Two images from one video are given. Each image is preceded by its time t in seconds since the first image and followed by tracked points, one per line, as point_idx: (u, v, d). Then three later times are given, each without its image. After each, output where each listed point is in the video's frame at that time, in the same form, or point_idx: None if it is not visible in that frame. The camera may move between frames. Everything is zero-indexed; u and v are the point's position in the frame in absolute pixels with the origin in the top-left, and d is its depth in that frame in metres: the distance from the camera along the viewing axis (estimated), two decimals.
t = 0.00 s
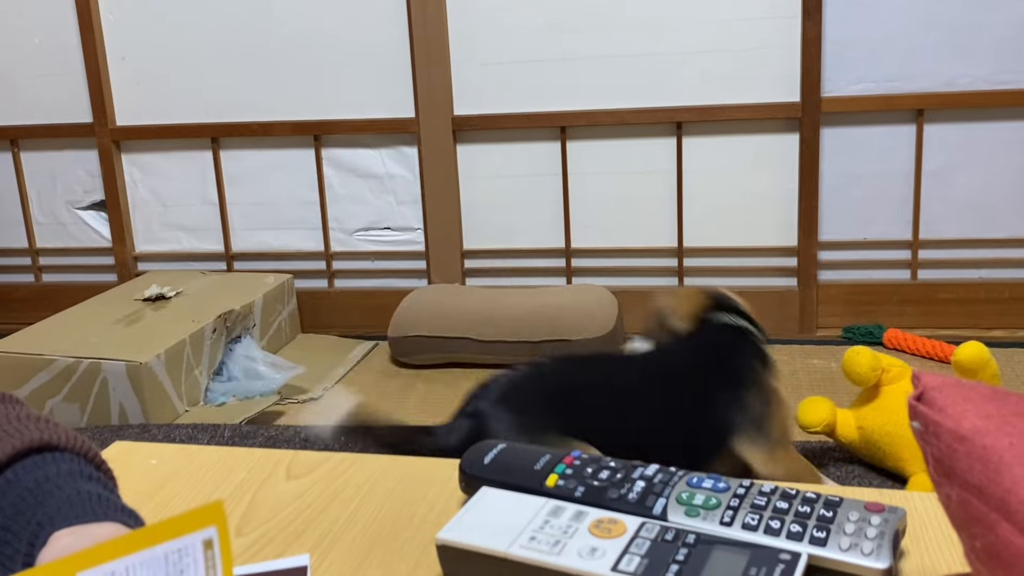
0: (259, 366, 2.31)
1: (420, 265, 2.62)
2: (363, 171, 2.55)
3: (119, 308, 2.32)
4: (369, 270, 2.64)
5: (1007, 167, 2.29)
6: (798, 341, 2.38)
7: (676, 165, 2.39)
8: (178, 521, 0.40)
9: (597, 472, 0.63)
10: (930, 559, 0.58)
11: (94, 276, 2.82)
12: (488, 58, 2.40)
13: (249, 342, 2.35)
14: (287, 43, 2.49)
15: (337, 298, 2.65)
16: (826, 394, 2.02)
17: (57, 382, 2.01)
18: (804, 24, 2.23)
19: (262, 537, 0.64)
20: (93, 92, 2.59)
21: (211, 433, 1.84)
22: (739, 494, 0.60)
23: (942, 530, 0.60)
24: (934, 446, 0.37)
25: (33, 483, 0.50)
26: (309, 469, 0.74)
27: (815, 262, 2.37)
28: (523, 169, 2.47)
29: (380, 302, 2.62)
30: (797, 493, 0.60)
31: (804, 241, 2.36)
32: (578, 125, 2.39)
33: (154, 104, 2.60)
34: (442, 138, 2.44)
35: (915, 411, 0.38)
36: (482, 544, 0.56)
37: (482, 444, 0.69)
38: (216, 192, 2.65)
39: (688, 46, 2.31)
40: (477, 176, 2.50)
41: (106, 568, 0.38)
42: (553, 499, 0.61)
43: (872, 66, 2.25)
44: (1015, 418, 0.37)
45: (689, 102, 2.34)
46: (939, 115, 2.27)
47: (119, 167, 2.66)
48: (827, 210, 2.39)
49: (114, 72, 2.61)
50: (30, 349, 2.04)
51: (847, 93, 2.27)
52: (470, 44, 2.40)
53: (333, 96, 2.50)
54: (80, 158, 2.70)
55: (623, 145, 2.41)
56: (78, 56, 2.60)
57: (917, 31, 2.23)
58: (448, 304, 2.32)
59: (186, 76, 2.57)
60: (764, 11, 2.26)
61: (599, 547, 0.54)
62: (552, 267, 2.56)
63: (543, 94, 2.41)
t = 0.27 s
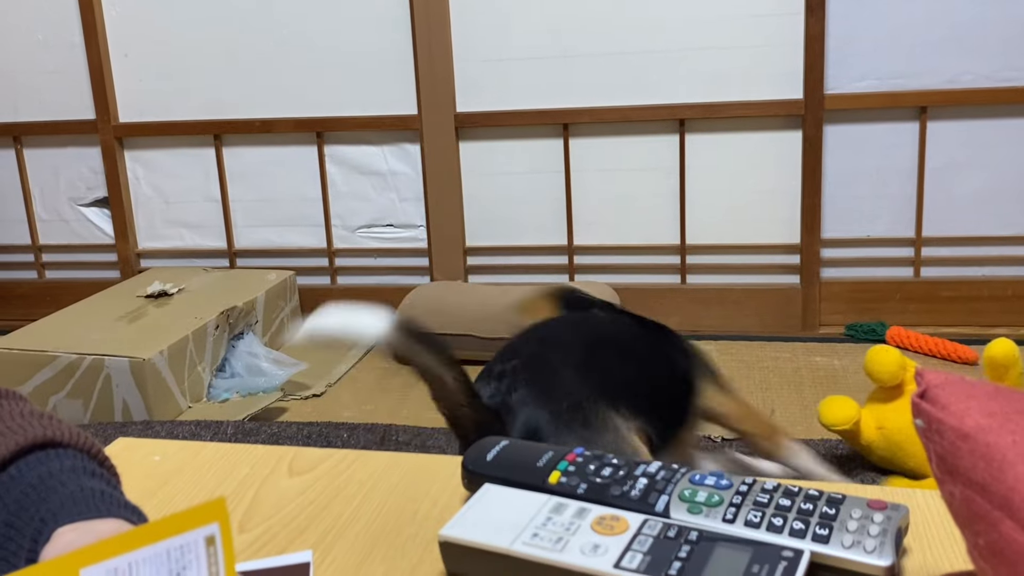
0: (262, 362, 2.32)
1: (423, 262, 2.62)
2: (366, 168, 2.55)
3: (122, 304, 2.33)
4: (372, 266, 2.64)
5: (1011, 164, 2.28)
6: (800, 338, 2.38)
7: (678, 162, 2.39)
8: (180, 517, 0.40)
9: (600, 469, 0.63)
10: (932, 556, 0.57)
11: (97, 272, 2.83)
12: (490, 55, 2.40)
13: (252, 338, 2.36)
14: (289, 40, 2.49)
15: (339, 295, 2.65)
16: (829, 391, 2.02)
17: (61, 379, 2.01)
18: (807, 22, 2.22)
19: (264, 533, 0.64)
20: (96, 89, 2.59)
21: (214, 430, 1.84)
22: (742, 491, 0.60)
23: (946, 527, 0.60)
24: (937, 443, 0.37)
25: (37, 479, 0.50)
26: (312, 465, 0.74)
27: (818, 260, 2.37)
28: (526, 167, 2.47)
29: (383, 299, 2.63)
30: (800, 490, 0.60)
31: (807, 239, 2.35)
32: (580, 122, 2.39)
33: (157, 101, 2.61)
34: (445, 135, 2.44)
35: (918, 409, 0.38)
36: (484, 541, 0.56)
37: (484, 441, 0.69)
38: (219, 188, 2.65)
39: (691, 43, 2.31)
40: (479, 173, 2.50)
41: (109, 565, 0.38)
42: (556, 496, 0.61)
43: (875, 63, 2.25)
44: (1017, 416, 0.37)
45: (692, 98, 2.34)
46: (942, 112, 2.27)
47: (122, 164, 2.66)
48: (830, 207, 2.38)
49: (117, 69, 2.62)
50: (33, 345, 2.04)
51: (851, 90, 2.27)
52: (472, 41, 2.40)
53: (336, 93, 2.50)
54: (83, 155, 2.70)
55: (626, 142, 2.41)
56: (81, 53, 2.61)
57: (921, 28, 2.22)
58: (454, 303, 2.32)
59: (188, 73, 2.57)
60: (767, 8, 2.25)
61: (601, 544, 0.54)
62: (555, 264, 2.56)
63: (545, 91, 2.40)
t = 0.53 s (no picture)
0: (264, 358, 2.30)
1: (425, 259, 2.62)
2: (368, 165, 2.55)
3: (124, 300, 2.33)
4: (375, 263, 2.65)
5: (1014, 161, 2.28)
6: (802, 335, 2.38)
7: (681, 159, 2.39)
8: (181, 514, 0.40)
9: (602, 465, 0.63)
10: (934, 553, 0.57)
11: (100, 269, 2.83)
12: (492, 52, 2.40)
13: (253, 334, 2.35)
14: (291, 36, 2.49)
15: (342, 292, 2.65)
16: (830, 388, 2.02)
17: (63, 375, 2.02)
18: (810, 18, 2.22)
19: (266, 530, 0.64)
20: (98, 85, 2.59)
21: (216, 428, 1.84)
22: (744, 488, 0.60)
23: (948, 524, 0.60)
24: (940, 440, 0.37)
25: (39, 475, 0.50)
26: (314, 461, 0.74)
27: (820, 257, 2.37)
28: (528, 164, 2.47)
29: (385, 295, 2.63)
30: (802, 487, 0.60)
31: (809, 236, 2.35)
32: (583, 119, 2.39)
33: (159, 97, 2.60)
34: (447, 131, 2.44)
35: (921, 406, 0.38)
36: (486, 537, 0.56)
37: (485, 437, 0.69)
38: (221, 185, 2.65)
39: (694, 40, 2.30)
40: (482, 170, 2.50)
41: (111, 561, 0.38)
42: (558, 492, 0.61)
43: (878, 60, 2.25)
44: (1021, 413, 0.37)
45: (695, 95, 2.33)
46: (945, 109, 2.26)
47: (124, 161, 2.66)
48: (832, 204, 2.38)
49: (119, 66, 2.61)
50: (36, 341, 2.05)
51: (853, 87, 2.26)
52: (475, 38, 2.40)
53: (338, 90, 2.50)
54: (86, 151, 2.70)
55: (629, 139, 2.41)
56: (83, 49, 2.60)
57: (924, 25, 2.22)
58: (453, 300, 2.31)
59: (191, 69, 2.57)
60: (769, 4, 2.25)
61: (603, 541, 0.55)
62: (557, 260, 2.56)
63: (547, 88, 2.40)
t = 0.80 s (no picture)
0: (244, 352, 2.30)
1: (427, 255, 2.62)
2: (370, 161, 2.54)
3: (103, 297, 2.34)
4: (376, 259, 2.64)
5: (1017, 158, 2.28)
6: (804, 333, 2.38)
7: (684, 156, 2.39)
8: (180, 510, 0.40)
9: (603, 462, 0.63)
10: (936, 549, 0.57)
11: (102, 265, 2.83)
12: (495, 48, 2.40)
13: (232, 329, 2.36)
14: (293, 32, 2.49)
15: (343, 289, 2.65)
16: (832, 386, 2.02)
17: (44, 370, 2.05)
18: (813, 15, 2.21)
19: (268, 526, 0.64)
20: (100, 81, 2.59)
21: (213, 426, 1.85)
22: (745, 484, 0.60)
23: (949, 520, 0.60)
24: (941, 437, 0.37)
25: (43, 471, 0.50)
26: (315, 457, 0.74)
27: (822, 254, 2.37)
28: (530, 160, 2.47)
29: (387, 292, 2.63)
30: (803, 484, 0.60)
31: (812, 233, 2.36)
32: (586, 115, 2.38)
33: (161, 93, 2.60)
34: (450, 128, 2.44)
35: (922, 403, 0.38)
36: (487, 533, 0.56)
37: (486, 433, 0.69)
38: (223, 181, 2.65)
39: (697, 36, 2.30)
40: (484, 166, 2.50)
41: (113, 557, 0.38)
42: (559, 489, 0.61)
43: (881, 56, 2.24)
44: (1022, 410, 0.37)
45: (698, 92, 2.33)
46: (948, 107, 2.26)
47: (126, 157, 2.66)
48: (835, 200, 2.38)
49: (121, 62, 2.61)
50: (17, 336, 2.07)
51: (856, 84, 2.26)
52: (477, 34, 2.39)
53: (340, 86, 2.50)
54: (88, 148, 2.70)
55: (631, 136, 2.40)
56: (86, 45, 2.60)
57: (927, 21, 2.21)
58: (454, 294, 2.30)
59: (193, 65, 2.57)
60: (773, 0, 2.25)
61: (605, 537, 0.55)
62: (558, 257, 2.55)
63: (550, 84, 2.40)
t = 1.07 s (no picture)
0: (278, 351, 2.27)
1: (428, 253, 2.61)
2: (371, 158, 2.54)
3: (133, 297, 2.32)
4: (377, 256, 2.64)
5: (1019, 155, 2.27)
6: (805, 330, 2.38)
7: (685, 153, 2.39)
8: (182, 506, 0.40)
9: (604, 459, 0.63)
10: (937, 547, 0.58)
11: (103, 262, 2.83)
12: (497, 45, 2.40)
13: (265, 329, 2.34)
14: (294, 30, 2.49)
15: (345, 286, 2.64)
16: (834, 383, 2.02)
17: (78, 369, 2.04)
18: (815, 12, 2.21)
19: (269, 522, 0.64)
20: (102, 78, 2.59)
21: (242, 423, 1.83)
22: (746, 481, 0.60)
23: (950, 518, 0.60)
24: (942, 434, 0.37)
25: (43, 467, 0.50)
26: (317, 454, 0.74)
27: (824, 251, 2.37)
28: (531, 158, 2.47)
29: (388, 289, 2.62)
30: (804, 481, 0.60)
31: (813, 230, 2.35)
32: (588, 113, 2.38)
33: (162, 91, 2.60)
34: (451, 125, 2.44)
35: (924, 400, 0.38)
36: (488, 530, 0.56)
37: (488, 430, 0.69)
38: (224, 178, 2.65)
39: (698, 33, 2.30)
40: (485, 163, 2.50)
41: (113, 553, 0.38)
42: (560, 485, 0.61)
43: (883, 53, 2.24)
44: None
45: (699, 89, 2.33)
46: (949, 104, 2.26)
47: (127, 154, 2.66)
48: (836, 198, 2.38)
49: (123, 58, 2.61)
50: (52, 336, 2.06)
51: (857, 81, 2.26)
52: (478, 31, 2.39)
53: (341, 83, 2.50)
54: (89, 145, 2.70)
55: (633, 134, 2.40)
56: (87, 42, 2.60)
57: (929, 18, 2.21)
58: (453, 291, 2.30)
59: (195, 62, 2.57)
60: None
61: (605, 534, 0.55)
62: (559, 255, 2.55)
63: (551, 81, 2.40)
